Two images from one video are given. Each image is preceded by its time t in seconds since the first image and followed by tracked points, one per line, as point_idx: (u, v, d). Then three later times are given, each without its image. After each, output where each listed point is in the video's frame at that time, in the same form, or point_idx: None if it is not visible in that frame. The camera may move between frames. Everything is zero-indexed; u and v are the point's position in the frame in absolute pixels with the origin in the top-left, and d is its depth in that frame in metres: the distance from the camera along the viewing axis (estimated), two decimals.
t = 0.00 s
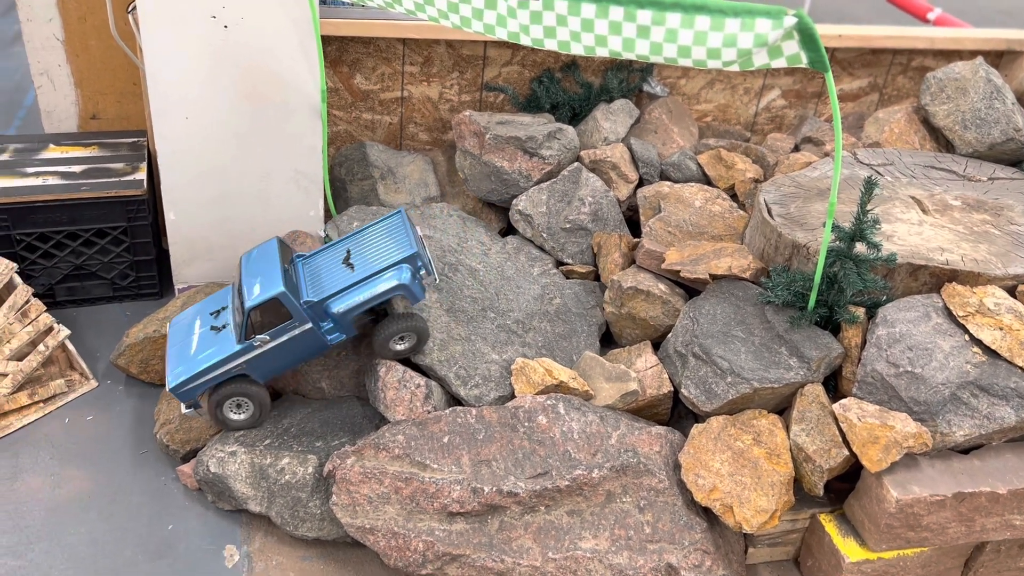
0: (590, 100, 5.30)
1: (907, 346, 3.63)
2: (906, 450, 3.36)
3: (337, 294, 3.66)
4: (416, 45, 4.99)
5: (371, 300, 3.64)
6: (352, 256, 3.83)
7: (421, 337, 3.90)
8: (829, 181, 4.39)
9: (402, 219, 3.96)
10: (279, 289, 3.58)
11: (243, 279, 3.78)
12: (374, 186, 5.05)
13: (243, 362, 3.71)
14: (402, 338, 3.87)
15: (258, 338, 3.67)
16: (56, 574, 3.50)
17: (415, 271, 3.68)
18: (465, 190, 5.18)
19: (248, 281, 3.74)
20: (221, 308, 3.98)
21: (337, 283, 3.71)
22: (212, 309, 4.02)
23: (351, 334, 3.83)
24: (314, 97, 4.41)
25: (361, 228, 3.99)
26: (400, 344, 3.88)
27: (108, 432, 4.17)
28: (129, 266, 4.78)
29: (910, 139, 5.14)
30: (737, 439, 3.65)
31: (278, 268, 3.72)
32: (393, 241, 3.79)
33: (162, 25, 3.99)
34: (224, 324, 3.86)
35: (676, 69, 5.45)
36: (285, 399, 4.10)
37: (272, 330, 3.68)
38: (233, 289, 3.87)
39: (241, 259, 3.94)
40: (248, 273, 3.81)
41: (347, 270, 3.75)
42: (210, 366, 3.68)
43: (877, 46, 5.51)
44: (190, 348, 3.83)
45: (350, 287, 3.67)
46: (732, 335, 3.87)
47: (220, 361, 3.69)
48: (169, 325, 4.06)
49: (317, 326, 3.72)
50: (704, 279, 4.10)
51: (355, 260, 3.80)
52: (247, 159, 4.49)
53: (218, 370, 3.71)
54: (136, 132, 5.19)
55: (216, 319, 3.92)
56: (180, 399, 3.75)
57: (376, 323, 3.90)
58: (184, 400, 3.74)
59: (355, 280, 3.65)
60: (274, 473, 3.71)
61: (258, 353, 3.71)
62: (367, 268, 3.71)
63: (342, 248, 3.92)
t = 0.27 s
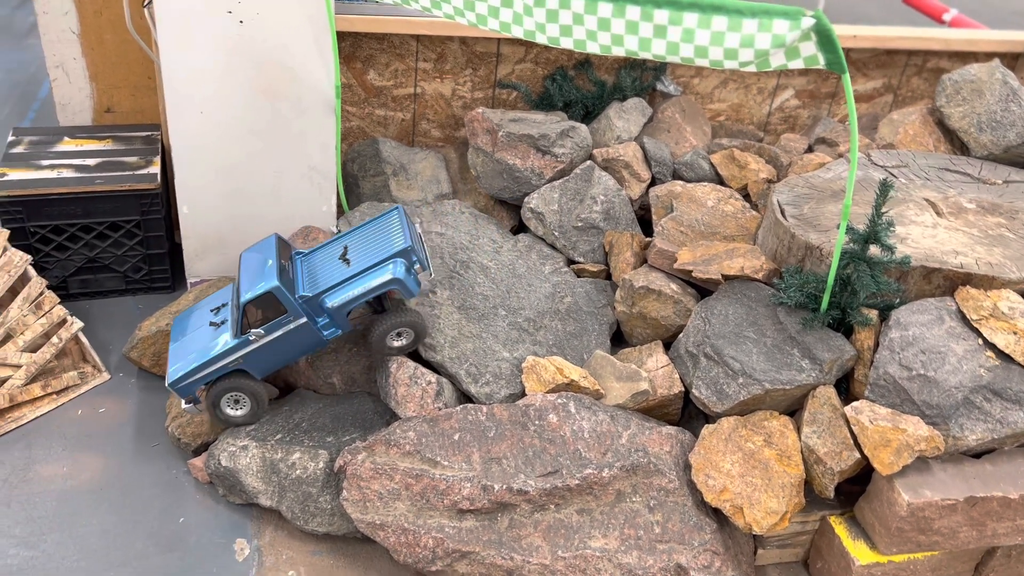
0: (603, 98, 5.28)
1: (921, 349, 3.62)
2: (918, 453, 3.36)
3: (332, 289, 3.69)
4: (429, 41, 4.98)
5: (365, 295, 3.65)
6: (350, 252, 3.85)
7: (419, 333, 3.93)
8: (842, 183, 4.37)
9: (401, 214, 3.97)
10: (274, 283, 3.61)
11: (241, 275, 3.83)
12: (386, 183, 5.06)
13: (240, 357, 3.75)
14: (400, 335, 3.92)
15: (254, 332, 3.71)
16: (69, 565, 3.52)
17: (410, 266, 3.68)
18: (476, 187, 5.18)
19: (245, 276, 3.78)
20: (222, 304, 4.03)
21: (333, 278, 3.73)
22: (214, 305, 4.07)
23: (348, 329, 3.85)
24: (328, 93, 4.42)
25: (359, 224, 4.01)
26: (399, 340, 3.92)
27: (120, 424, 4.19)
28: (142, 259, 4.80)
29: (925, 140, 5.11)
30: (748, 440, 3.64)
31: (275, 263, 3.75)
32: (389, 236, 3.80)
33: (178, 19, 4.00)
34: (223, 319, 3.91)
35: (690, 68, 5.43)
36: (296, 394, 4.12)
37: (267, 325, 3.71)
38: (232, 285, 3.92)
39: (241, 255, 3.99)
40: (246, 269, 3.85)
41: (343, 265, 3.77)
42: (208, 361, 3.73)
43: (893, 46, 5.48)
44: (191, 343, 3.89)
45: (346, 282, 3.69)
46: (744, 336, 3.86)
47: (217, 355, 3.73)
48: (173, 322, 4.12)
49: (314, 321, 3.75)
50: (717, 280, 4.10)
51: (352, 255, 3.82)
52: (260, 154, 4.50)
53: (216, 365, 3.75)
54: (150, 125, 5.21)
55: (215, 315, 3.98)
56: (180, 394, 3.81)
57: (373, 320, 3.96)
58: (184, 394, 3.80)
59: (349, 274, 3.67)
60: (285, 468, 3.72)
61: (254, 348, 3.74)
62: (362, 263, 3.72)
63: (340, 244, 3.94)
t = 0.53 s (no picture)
0: (618, 92, 5.25)
1: (936, 346, 3.60)
2: (932, 451, 3.33)
3: (343, 279, 3.69)
4: (444, 32, 4.98)
5: (377, 285, 3.65)
6: (361, 242, 3.85)
7: (430, 325, 3.93)
8: (859, 178, 4.34)
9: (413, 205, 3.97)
10: (285, 272, 3.63)
11: (253, 263, 3.84)
12: (400, 173, 5.06)
13: (251, 345, 3.77)
14: (410, 325, 3.91)
15: (266, 320, 3.72)
16: (81, 549, 3.54)
17: (422, 257, 3.68)
18: (490, 179, 5.17)
19: (258, 264, 3.80)
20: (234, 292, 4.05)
21: (344, 267, 3.73)
22: (226, 293, 4.09)
23: (359, 319, 3.85)
24: (343, 83, 4.42)
25: (371, 214, 4.01)
26: (410, 331, 3.92)
27: (133, 410, 4.21)
28: (155, 247, 4.81)
29: (942, 137, 5.08)
30: (760, 435, 3.63)
31: (287, 252, 3.76)
32: (401, 227, 3.80)
33: (195, 6, 4.01)
34: (235, 306, 3.93)
35: (705, 62, 5.40)
36: (310, 382, 4.14)
37: (278, 314, 3.72)
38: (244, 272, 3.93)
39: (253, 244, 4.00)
40: (258, 257, 3.86)
41: (355, 255, 3.77)
42: (219, 348, 3.76)
43: (910, 43, 5.44)
44: (203, 330, 3.91)
45: (358, 272, 3.69)
46: (758, 331, 3.84)
47: (228, 343, 3.75)
48: (185, 308, 4.15)
49: (325, 310, 3.75)
50: (731, 274, 4.08)
51: (364, 245, 3.82)
52: (275, 144, 4.50)
53: (227, 352, 3.77)
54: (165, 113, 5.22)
55: (227, 302, 4.00)
56: (191, 380, 3.84)
57: (385, 310, 3.97)
58: (195, 380, 3.83)
59: (361, 264, 3.67)
60: (297, 455, 3.73)
61: (265, 335, 3.76)
62: (374, 253, 3.72)
63: (352, 234, 3.94)
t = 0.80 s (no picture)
0: (634, 83, 5.23)
1: (954, 341, 3.57)
2: (948, 446, 3.31)
3: (350, 267, 3.69)
4: (461, 21, 4.96)
5: (383, 274, 3.65)
6: (368, 231, 3.85)
7: (436, 315, 3.92)
8: (877, 172, 4.31)
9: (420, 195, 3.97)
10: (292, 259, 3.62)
11: (260, 250, 3.84)
12: (414, 162, 5.05)
13: (256, 332, 3.77)
14: (416, 315, 3.90)
15: (272, 308, 3.72)
16: (95, 531, 3.55)
17: (428, 246, 3.68)
18: (504, 169, 5.16)
19: (264, 252, 3.80)
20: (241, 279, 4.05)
21: (351, 256, 3.73)
22: (232, 280, 4.10)
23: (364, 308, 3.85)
24: (360, 70, 4.40)
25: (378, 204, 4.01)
26: (415, 321, 3.91)
27: (146, 395, 4.22)
28: (170, 233, 4.82)
29: (961, 133, 5.04)
30: (775, 428, 3.61)
31: (294, 240, 3.75)
32: (408, 216, 3.80)
33: None
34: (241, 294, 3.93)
35: (723, 54, 5.37)
36: (323, 368, 4.14)
37: (284, 301, 3.71)
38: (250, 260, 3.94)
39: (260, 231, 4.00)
40: (265, 244, 3.86)
41: (361, 244, 3.77)
42: (225, 334, 3.76)
43: (930, 37, 5.39)
44: (209, 317, 3.92)
45: (364, 260, 3.69)
46: (774, 324, 3.81)
47: (234, 329, 3.75)
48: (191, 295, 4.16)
49: (331, 299, 3.75)
50: (747, 266, 4.06)
51: (371, 234, 3.82)
52: (290, 131, 4.50)
53: (233, 339, 3.77)
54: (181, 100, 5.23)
55: (234, 291, 4.00)
56: (196, 366, 3.84)
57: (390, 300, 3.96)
58: (200, 367, 3.83)
59: (368, 253, 3.67)
60: (310, 442, 3.73)
61: (271, 323, 3.75)
62: (381, 243, 3.72)
63: (358, 223, 3.94)
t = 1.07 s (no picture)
0: (650, 77, 5.22)
1: (972, 339, 3.55)
2: (965, 444, 3.29)
3: (350, 265, 3.72)
4: (477, 13, 4.95)
5: (383, 273, 3.69)
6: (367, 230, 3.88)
7: (430, 316, 3.92)
8: (896, 168, 4.28)
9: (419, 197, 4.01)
10: (293, 255, 3.62)
11: (259, 245, 3.82)
12: (429, 154, 5.05)
13: (252, 326, 3.76)
14: (410, 315, 3.90)
15: (270, 303, 3.71)
16: (110, 517, 3.57)
17: (429, 247, 3.73)
18: (519, 162, 5.15)
19: (263, 247, 3.79)
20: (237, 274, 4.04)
21: (351, 254, 3.76)
22: (227, 275, 4.08)
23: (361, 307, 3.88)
24: (377, 62, 4.40)
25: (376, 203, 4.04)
26: (410, 321, 3.91)
27: (161, 382, 4.24)
28: (186, 222, 4.84)
29: (980, 129, 5.00)
30: (790, 424, 3.60)
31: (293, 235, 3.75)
32: (409, 217, 3.84)
33: None
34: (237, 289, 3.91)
35: (740, 49, 5.34)
36: (336, 358, 4.15)
37: (282, 297, 3.71)
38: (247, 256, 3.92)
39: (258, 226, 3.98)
40: (263, 240, 3.85)
41: (361, 243, 3.81)
42: (220, 328, 3.75)
43: (950, 33, 5.35)
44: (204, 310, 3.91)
45: (364, 259, 3.72)
46: (790, 319, 3.80)
47: (229, 323, 3.74)
48: (186, 288, 4.14)
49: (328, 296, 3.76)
50: (763, 261, 4.04)
51: (370, 232, 3.85)
52: (306, 122, 4.50)
53: (228, 333, 3.76)
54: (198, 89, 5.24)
55: (229, 285, 3.99)
56: (189, 360, 3.83)
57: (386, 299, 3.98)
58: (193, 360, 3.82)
59: (368, 251, 3.71)
60: (324, 431, 3.74)
61: (267, 318, 3.75)
62: (381, 242, 3.76)
63: (356, 223, 3.97)
